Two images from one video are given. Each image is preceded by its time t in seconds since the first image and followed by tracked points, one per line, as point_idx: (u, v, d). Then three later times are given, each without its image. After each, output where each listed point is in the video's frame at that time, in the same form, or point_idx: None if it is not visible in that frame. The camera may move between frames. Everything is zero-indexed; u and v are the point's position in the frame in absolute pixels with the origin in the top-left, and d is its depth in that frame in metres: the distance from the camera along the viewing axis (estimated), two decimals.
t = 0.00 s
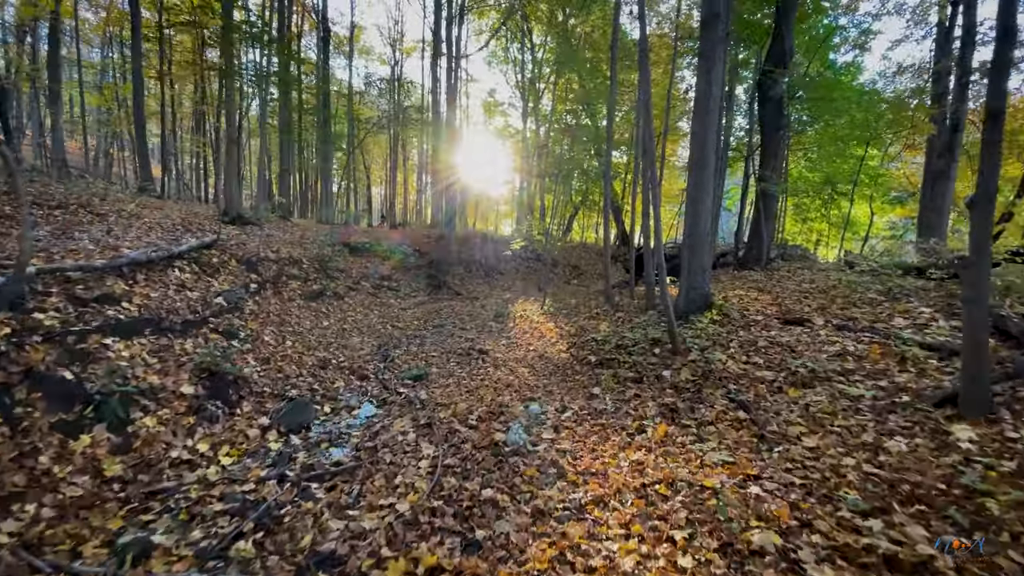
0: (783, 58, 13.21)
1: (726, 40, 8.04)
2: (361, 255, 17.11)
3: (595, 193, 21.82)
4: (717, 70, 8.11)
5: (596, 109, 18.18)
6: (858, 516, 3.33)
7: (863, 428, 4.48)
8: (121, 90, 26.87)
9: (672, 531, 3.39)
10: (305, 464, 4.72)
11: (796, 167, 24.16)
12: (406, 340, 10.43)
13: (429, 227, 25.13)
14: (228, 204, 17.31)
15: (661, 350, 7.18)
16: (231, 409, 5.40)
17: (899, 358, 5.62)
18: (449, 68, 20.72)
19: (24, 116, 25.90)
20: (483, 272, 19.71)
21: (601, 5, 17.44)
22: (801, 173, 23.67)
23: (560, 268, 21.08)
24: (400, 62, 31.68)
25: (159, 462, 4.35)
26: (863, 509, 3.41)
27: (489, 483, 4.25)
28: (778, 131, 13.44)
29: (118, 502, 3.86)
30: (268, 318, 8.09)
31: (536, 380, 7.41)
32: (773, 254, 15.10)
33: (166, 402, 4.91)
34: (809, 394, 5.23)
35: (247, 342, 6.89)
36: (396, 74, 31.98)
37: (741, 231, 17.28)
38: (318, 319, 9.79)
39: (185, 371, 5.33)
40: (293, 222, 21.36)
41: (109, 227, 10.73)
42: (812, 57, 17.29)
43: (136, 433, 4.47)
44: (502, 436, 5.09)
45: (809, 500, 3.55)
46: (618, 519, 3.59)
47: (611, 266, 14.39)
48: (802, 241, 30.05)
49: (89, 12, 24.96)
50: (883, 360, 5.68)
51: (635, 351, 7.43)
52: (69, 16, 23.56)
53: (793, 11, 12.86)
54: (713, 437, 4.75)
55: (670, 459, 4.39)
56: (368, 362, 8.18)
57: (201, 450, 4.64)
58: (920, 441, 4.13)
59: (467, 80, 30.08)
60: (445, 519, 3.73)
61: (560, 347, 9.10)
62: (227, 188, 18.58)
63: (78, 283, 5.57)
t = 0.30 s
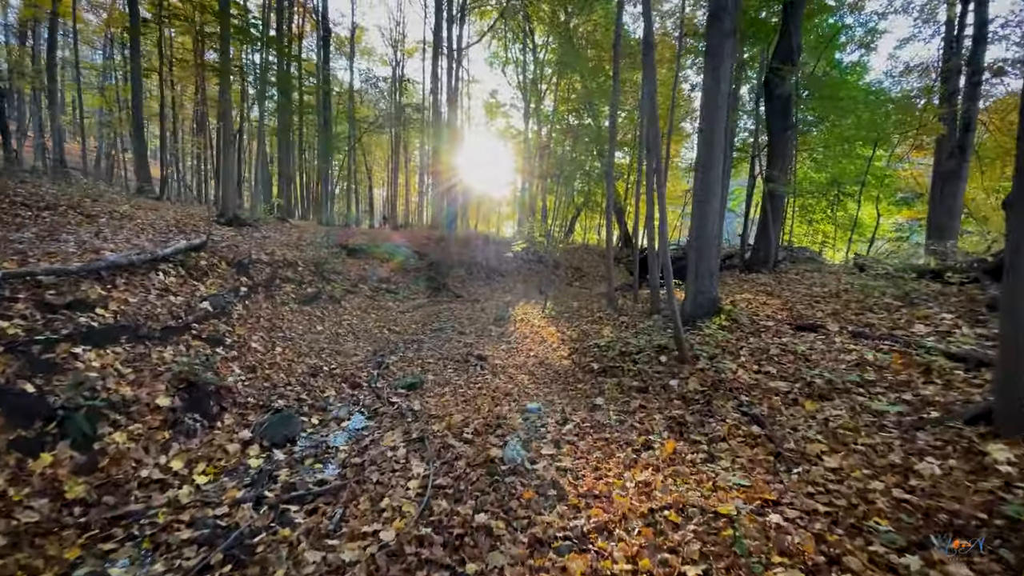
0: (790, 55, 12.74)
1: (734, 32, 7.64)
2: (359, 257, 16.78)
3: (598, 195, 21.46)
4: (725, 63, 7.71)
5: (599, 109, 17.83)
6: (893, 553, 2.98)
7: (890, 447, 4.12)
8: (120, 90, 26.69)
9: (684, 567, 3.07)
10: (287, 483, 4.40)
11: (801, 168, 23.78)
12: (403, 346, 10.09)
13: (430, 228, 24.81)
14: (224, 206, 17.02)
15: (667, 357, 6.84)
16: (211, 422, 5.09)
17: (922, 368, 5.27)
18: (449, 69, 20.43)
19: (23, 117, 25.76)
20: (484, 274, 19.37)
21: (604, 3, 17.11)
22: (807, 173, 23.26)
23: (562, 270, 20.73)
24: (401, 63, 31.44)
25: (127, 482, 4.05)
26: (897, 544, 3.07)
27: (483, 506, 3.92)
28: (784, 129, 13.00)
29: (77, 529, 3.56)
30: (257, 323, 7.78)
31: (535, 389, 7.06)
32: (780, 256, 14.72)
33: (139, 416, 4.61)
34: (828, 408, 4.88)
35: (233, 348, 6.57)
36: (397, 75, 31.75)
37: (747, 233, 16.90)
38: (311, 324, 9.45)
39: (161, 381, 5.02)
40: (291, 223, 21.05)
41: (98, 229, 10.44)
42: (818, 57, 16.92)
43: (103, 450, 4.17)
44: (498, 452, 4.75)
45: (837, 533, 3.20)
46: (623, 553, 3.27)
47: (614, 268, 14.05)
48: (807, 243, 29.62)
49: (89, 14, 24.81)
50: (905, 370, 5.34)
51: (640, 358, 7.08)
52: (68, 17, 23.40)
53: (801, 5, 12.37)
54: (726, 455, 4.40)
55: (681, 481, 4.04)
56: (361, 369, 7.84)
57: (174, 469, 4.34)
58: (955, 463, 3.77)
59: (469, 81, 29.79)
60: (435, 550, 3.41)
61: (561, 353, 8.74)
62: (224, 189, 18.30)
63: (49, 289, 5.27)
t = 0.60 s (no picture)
0: (800, 48, 12.15)
1: (745, 19, 7.18)
2: (357, 258, 16.41)
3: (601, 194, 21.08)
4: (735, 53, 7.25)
5: (602, 107, 17.43)
6: None
7: (927, 466, 3.72)
8: (118, 90, 26.41)
9: None
10: (262, 502, 4.01)
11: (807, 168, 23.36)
12: (399, 349, 9.70)
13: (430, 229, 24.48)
14: (219, 206, 16.68)
15: (676, 363, 6.44)
16: (184, 434, 4.71)
17: (955, 375, 4.87)
18: (450, 67, 20.10)
19: (21, 117, 25.56)
20: (485, 275, 19.01)
21: None
22: (813, 173, 22.84)
23: (564, 271, 20.36)
24: (401, 63, 31.14)
25: (85, 502, 3.69)
26: None
27: (477, 531, 3.53)
28: (793, 125, 12.51)
29: (22, 556, 3.18)
30: (245, 326, 7.42)
31: (536, 395, 6.67)
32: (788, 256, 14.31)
33: (101, 428, 4.24)
34: (855, 419, 4.48)
35: (215, 352, 6.20)
36: (398, 75, 31.45)
37: (755, 232, 16.48)
38: (303, 326, 9.07)
39: (131, 389, 4.66)
40: (289, 223, 20.70)
41: (84, 227, 10.09)
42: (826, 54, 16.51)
43: (58, 465, 3.80)
44: (495, 467, 4.36)
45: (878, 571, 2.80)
46: None
47: (618, 268, 13.63)
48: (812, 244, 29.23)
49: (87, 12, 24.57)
50: (936, 378, 4.93)
51: (648, 364, 6.66)
52: (66, 16, 23.17)
53: None
54: (745, 473, 4.00)
55: (695, 504, 3.64)
56: (354, 374, 7.47)
57: (140, 487, 3.99)
58: (1004, 484, 3.36)
59: (470, 80, 29.44)
60: None
61: (564, 357, 8.34)
62: (220, 189, 17.97)
63: (13, 290, 4.91)
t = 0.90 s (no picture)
0: (811, 43, 11.59)
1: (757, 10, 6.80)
2: (356, 259, 16.10)
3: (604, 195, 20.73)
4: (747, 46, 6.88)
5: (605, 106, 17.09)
6: None
7: (967, 489, 3.37)
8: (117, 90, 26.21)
9: None
10: (240, 524, 3.69)
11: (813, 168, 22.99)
12: (396, 353, 9.37)
13: (430, 230, 24.20)
14: (215, 207, 16.41)
15: (686, 371, 6.08)
16: (159, 449, 4.39)
17: (988, 386, 4.50)
18: (450, 68, 19.84)
19: (20, 118, 25.39)
20: (486, 277, 18.72)
21: None
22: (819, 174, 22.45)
23: (566, 273, 20.04)
24: (402, 63, 30.89)
25: (43, 526, 3.36)
26: None
27: (472, 562, 3.21)
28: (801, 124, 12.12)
29: None
30: (233, 330, 7.10)
31: (538, 404, 6.31)
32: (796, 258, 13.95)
33: (67, 442, 3.93)
34: (884, 435, 4.13)
35: (199, 359, 5.88)
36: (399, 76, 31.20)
37: (761, 233, 16.11)
38: (296, 330, 8.75)
39: (101, 400, 4.34)
40: (288, 224, 20.42)
41: (73, 228, 9.81)
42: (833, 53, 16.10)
43: (16, 484, 3.49)
44: (492, 487, 4.02)
45: None
46: None
47: (621, 270, 13.27)
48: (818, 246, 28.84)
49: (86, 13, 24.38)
50: (968, 389, 4.56)
51: (656, 371, 6.30)
52: (65, 16, 22.97)
53: None
54: (766, 495, 3.65)
55: (713, 532, 3.30)
56: (347, 381, 7.16)
57: (106, 508, 3.66)
58: None
59: (471, 81, 29.12)
60: None
61: (567, 362, 8.00)
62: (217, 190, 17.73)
63: None
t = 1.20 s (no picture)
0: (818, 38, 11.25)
1: None
2: (355, 260, 15.85)
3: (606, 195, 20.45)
4: (756, 37, 6.55)
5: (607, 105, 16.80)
6: None
7: (1005, 510, 3.09)
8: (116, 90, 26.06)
9: None
10: (217, 546, 3.42)
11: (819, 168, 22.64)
12: (392, 357, 9.10)
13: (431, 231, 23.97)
14: (213, 207, 16.19)
15: (694, 377, 5.79)
16: (134, 462, 4.14)
17: (1020, 397, 4.18)
18: (452, 67, 19.55)
19: (19, 118, 25.29)
20: (487, 278, 18.47)
21: None
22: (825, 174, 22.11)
23: (568, 274, 19.76)
24: (404, 63, 30.66)
25: (2, 548, 3.10)
26: None
27: None
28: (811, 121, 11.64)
29: None
30: (223, 334, 6.85)
31: (539, 412, 6.03)
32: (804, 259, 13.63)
33: (33, 456, 3.68)
34: (911, 451, 3.83)
35: (183, 364, 5.61)
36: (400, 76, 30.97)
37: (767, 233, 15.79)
38: (289, 333, 8.48)
39: (72, 411, 4.08)
40: (287, 225, 20.20)
41: (64, 228, 9.59)
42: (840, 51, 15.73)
43: None
44: (489, 505, 3.74)
45: None
46: None
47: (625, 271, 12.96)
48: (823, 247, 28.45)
49: (85, 12, 24.18)
50: (997, 399, 4.26)
51: (663, 378, 6.00)
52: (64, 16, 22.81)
53: None
54: (786, 517, 3.36)
55: (730, 560, 3.01)
56: (340, 386, 6.88)
57: (73, 528, 3.40)
58: None
59: (473, 80, 28.81)
60: None
61: (569, 367, 7.71)
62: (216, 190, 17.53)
63: None
